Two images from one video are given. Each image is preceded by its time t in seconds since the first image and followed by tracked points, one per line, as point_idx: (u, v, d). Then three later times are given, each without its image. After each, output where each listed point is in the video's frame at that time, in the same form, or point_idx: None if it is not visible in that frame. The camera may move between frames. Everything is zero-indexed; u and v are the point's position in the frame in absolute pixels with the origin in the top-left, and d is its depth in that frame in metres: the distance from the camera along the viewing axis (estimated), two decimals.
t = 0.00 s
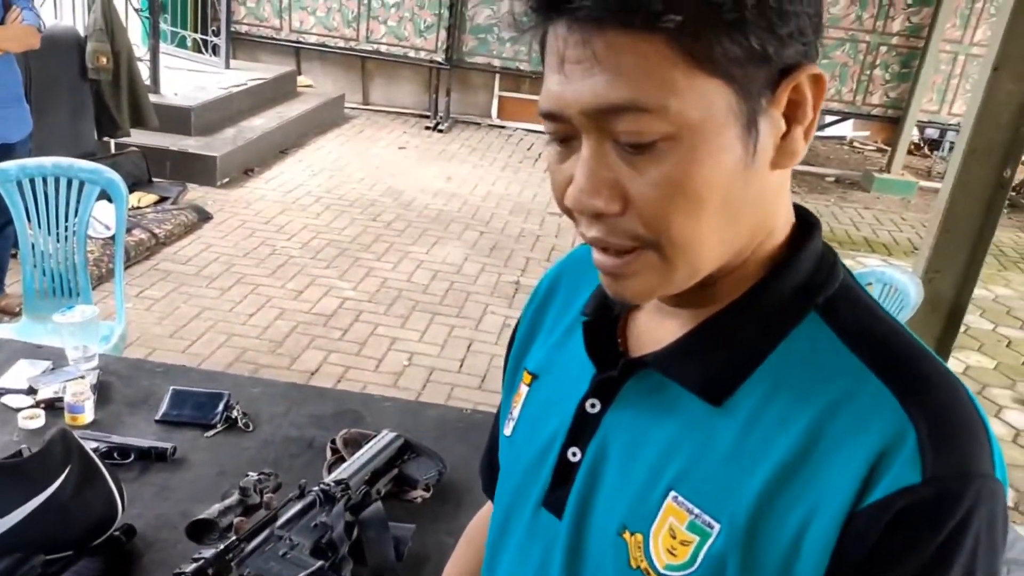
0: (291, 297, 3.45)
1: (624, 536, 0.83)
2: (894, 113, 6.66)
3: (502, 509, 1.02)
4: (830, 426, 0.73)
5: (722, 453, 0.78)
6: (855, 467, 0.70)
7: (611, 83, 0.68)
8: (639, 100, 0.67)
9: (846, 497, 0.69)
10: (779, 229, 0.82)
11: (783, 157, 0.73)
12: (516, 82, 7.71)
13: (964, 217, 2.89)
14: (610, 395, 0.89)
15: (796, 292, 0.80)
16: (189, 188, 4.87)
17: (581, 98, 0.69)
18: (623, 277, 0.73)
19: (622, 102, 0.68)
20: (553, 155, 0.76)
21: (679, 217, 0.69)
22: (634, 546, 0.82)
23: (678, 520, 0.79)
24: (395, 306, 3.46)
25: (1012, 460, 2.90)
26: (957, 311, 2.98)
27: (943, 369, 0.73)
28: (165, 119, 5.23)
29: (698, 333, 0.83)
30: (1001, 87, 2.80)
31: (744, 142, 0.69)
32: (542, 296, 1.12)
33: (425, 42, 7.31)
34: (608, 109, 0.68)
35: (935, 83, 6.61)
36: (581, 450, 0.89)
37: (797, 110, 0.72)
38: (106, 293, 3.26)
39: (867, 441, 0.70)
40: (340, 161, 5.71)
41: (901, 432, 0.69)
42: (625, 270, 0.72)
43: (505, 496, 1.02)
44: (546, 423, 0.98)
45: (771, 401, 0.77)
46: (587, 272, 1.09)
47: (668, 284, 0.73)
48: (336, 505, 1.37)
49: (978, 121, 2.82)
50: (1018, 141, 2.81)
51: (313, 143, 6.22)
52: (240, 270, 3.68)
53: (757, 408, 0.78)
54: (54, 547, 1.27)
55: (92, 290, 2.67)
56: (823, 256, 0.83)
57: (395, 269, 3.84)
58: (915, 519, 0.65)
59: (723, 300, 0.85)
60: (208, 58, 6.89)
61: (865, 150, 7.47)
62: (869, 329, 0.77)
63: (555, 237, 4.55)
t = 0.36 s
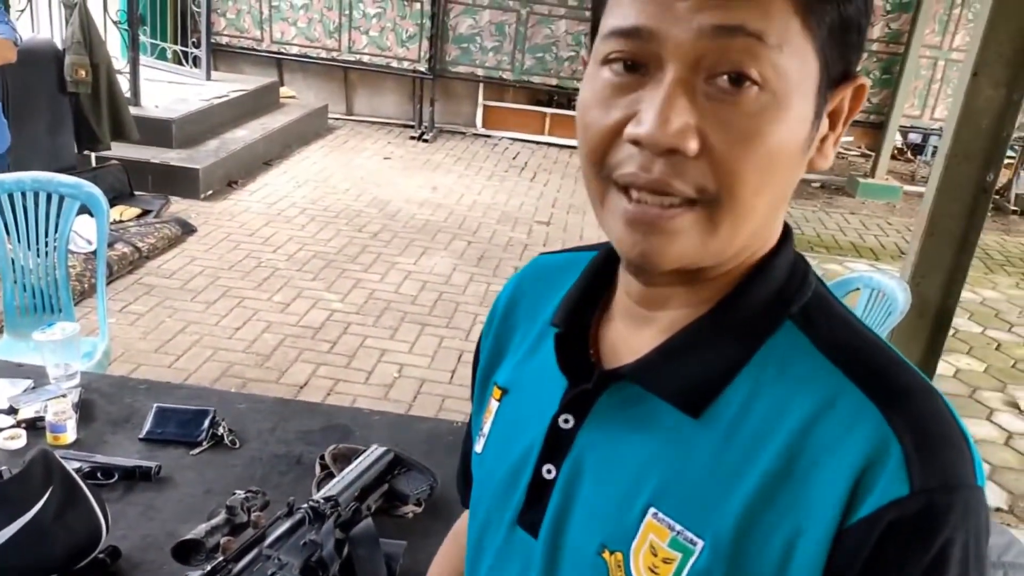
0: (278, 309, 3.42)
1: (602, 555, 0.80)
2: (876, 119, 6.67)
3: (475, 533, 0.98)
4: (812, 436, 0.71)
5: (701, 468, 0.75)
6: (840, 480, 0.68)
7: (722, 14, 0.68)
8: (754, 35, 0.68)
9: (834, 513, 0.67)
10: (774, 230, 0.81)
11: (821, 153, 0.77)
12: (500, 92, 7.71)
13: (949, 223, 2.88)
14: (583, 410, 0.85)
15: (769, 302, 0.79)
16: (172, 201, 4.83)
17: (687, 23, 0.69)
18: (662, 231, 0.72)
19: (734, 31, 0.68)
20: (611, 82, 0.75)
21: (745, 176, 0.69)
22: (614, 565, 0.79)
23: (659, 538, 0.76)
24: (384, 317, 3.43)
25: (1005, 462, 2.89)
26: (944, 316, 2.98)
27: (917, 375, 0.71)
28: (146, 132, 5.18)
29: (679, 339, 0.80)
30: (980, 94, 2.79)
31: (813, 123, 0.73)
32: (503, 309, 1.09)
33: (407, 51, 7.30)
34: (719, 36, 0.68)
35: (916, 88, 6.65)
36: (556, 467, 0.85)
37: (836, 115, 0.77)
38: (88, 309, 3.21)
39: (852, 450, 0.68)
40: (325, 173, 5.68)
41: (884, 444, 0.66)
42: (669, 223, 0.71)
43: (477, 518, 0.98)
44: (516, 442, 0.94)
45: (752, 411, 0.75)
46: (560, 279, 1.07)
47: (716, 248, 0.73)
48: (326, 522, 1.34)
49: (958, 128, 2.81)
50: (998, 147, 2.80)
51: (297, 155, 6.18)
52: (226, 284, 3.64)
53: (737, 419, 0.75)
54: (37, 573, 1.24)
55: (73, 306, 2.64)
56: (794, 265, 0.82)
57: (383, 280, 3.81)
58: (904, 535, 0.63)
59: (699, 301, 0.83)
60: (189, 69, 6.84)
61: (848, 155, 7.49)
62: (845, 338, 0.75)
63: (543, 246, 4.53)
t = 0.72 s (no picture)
0: (270, 317, 3.40)
1: (589, 564, 0.79)
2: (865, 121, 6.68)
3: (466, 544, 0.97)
4: (786, 444, 0.70)
5: (685, 478, 0.74)
6: (820, 493, 0.67)
7: (688, 25, 0.68)
8: (721, 50, 0.68)
9: (816, 525, 0.66)
10: (746, 238, 0.80)
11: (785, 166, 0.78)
12: (490, 97, 7.70)
13: (936, 225, 2.87)
14: (569, 421, 0.84)
15: (745, 312, 0.78)
16: (162, 208, 4.81)
17: (655, 33, 0.69)
18: (636, 240, 0.71)
19: (701, 46, 0.68)
20: (580, 96, 0.74)
21: (718, 186, 0.69)
22: None
23: (644, 548, 0.75)
24: (377, 323, 3.42)
25: (998, 460, 2.88)
26: (933, 317, 2.97)
27: (892, 386, 0.71)
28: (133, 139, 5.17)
29: (661, 349, 0.80)
30: (963, 97, 2.78)
31: (778, 135, 0.73)
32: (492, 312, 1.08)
33: (396, 57, 7.28)
34: (687, 46, 0.68)
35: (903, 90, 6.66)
36: (542, 477, 0.84)
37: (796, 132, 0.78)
38: (78, 319, 3.20)
39: (828, 464, 0.67)
40: (317, 179, 5.67)
41: (862, 455, 0.66)
42: (643, 230, 0.71)
43: (467, 530, 0.97)
44: (506, 451, 0.93)
45: (730, 420, 0.74)
46: (552, 282, 1.06)
47: (689, 259, 0.73)
48: (319, 531, 1.34)
49: (942, 131, 2.80)
50: (983, 149, 2.79)
51: (287, 161, 6.17)
52: (217, 291, 3.63)
53: (716, 428, 0.74)
54: None
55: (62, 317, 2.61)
56: (768, 274, 0.82)
57: (376, 286, 3.80)
58: (890, 550, 0.63)
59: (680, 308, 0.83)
60: (176, 77, 6.83)
61: (838, 156, 7.50)
62: (824, 346, 0.74)
63: (534, 250, 4.52)
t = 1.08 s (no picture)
0: (266, 321, 3.40)
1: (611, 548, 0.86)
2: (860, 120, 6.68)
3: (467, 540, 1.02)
4: (794, 422, 0.80)
5: (700, 460, 0.82)
6: (837, 459, 0.76)
7: (634, 65, 0.73)
8: (672, 81, 0.73)
9: (834, 487, 0.76)
10: (729, 239, 0.86)
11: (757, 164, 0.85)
12: (485, 99, 7.69)
13: (930, 226, 2.88)
14: (571, 418, 0.89)
15: (736, 305, 0.85)
16: (157, 213, 4.81)
17: (606, 74, 0.74)
18: (616, 260, 0.79)
19: (649, 86, 0.73)
20: (551, 133, 0.81)
21: (689, 199, 0.77)
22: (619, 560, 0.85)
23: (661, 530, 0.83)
24: (374, 326, 3.43)
25: (995, 458, 2.89)
26: (928, 316, 2.98)
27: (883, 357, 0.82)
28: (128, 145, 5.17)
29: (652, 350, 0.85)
30: (955, 98, 2.78)
31: (744, 139, 0.80)
32: (468, 301, 1.11)
33: (391, 60, 7.28)
34: (633, 88, 0.73)
35: (898, 90, 6.67)
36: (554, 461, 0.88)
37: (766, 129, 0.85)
38: (73, 324, 3.20)
39: (840, 432, 0.77)
40: (312, 182, 5.67)
41: (871, 422, 0.76)
42: (622, 252, 0.79)
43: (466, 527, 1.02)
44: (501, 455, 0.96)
45: (736, 405, 0.82)
46: (543, 282, 1.08)
47: (659, 270, 0.80)
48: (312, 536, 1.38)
49: (935, 132, 2.81)
50: (977, 148, 2.79)
51: (283, 164, 6.16)
52: (213, 296, 3.63)
53: (722, 414, 0.82)
54: None
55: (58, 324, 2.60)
56: (758, 266, 0.89)
57: (372, 290, 3.81)
58: (904, 501, 0.73)
59: (673, 309, 0.88)
60: (170, 81, 6.82)
61: (834, 156, 7.50)
62: (816, 331, 0.84)
63: (531, 252, 4.53)
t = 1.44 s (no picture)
0: (265, 320, 3.39)
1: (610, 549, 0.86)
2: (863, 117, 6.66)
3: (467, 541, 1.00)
4: (803, 426, 0.81)
5: (706, 460, 0.83)
6: (844, 466, 0.77)
7: (631, 66, 0.74)
8: (670, 84, 0.74)
9: (840, 493, 0.76)
10: (739, 241, 0.87)
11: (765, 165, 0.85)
12: (486, 96, 7.68)
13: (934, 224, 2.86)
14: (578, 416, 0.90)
15: (751, 305, 0.87)
16: (155, 211, 4.80)
17: (606, 75, 0.75)
18: (616, 257, 0.79)
19: (649, 87, 0.74)
20: (557, 130, 0.81)
21: (687, 200, 0.77)
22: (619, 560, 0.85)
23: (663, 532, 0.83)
24: (374, 325, 3.41)
25: (999, 457, 2.87)
26: (932, 314, 2.95)
27: (893, 365, 0.83)
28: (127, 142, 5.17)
29: (661, 348, 0.87)
30: (959, 95, 2.77)
31: (749, 140, 0.80)
32: (479, 298, 1.12)
33: (392, 57, 7.26)
34: (632, 89, 0.74)
35: (900, 87, 6.64)
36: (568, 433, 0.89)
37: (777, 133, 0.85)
38: (71, 323, 3.19)
39: (849, 438, 0.78)
40: (312, 180, 5.65)
41: (880, 430, 0.77)
42: (620, 250, 0.79)
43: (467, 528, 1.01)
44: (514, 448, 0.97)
45: (745, 408, 0.83)
46: (553, 282, 1.11)
47: (661, 271, 0.80)
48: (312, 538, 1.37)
49: (940, 129, 2.79)
50: (980, 146, 2.77)
51: (282, 162, 6.15)
52: (212, 294, 3.62)
53: (731, 416, 0.83)
54: None
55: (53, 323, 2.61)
56: (771, 271, 0.91)
57: (372, 288, 3.79)
58: (911, 509, 0.73)
59: (686, 308, 0.90)
60: (169, 79, 6.81)
61: (837, 153, 7.47)
62: (826, 338, 0.85)
63: (532, 250, 4.51)
